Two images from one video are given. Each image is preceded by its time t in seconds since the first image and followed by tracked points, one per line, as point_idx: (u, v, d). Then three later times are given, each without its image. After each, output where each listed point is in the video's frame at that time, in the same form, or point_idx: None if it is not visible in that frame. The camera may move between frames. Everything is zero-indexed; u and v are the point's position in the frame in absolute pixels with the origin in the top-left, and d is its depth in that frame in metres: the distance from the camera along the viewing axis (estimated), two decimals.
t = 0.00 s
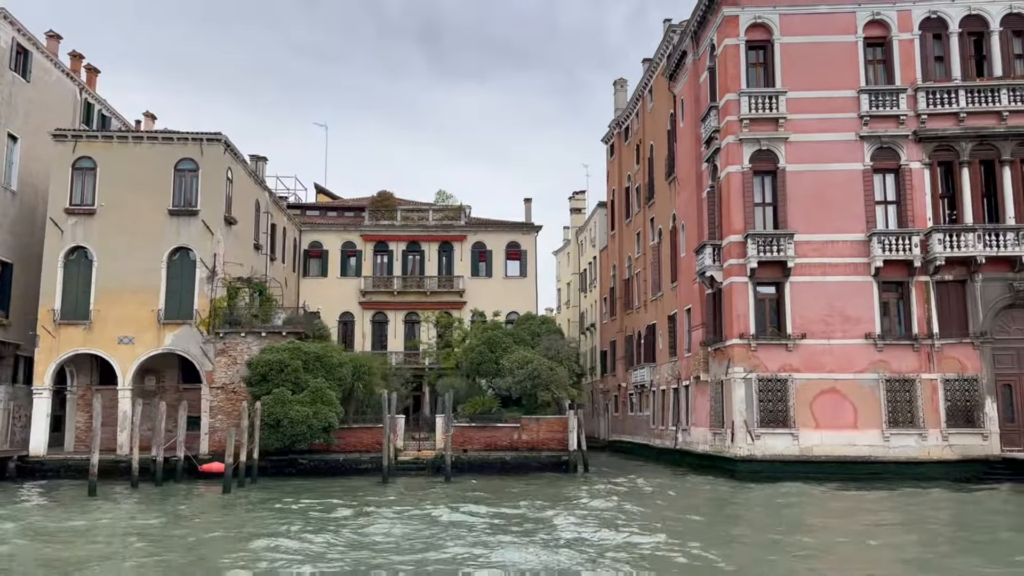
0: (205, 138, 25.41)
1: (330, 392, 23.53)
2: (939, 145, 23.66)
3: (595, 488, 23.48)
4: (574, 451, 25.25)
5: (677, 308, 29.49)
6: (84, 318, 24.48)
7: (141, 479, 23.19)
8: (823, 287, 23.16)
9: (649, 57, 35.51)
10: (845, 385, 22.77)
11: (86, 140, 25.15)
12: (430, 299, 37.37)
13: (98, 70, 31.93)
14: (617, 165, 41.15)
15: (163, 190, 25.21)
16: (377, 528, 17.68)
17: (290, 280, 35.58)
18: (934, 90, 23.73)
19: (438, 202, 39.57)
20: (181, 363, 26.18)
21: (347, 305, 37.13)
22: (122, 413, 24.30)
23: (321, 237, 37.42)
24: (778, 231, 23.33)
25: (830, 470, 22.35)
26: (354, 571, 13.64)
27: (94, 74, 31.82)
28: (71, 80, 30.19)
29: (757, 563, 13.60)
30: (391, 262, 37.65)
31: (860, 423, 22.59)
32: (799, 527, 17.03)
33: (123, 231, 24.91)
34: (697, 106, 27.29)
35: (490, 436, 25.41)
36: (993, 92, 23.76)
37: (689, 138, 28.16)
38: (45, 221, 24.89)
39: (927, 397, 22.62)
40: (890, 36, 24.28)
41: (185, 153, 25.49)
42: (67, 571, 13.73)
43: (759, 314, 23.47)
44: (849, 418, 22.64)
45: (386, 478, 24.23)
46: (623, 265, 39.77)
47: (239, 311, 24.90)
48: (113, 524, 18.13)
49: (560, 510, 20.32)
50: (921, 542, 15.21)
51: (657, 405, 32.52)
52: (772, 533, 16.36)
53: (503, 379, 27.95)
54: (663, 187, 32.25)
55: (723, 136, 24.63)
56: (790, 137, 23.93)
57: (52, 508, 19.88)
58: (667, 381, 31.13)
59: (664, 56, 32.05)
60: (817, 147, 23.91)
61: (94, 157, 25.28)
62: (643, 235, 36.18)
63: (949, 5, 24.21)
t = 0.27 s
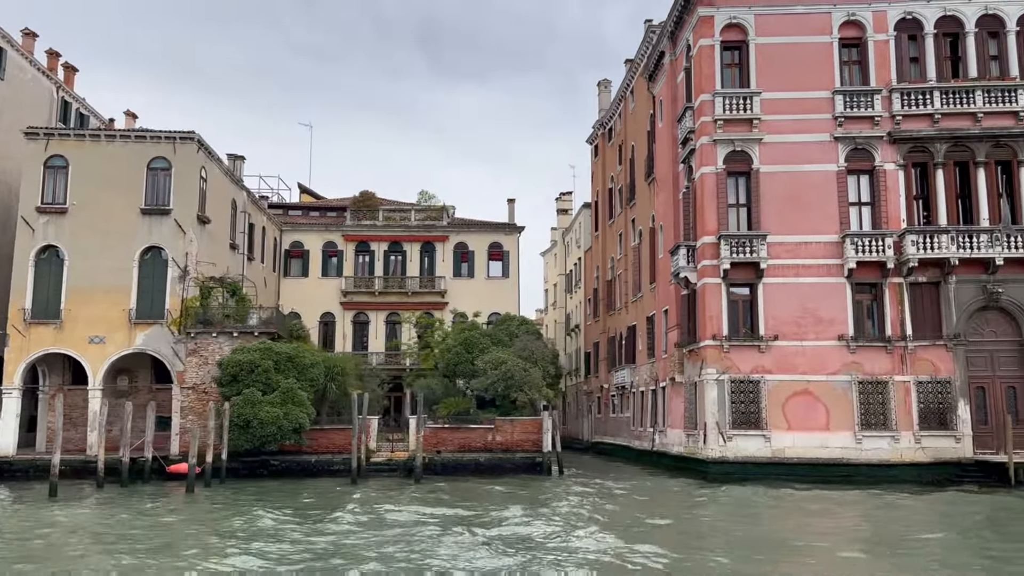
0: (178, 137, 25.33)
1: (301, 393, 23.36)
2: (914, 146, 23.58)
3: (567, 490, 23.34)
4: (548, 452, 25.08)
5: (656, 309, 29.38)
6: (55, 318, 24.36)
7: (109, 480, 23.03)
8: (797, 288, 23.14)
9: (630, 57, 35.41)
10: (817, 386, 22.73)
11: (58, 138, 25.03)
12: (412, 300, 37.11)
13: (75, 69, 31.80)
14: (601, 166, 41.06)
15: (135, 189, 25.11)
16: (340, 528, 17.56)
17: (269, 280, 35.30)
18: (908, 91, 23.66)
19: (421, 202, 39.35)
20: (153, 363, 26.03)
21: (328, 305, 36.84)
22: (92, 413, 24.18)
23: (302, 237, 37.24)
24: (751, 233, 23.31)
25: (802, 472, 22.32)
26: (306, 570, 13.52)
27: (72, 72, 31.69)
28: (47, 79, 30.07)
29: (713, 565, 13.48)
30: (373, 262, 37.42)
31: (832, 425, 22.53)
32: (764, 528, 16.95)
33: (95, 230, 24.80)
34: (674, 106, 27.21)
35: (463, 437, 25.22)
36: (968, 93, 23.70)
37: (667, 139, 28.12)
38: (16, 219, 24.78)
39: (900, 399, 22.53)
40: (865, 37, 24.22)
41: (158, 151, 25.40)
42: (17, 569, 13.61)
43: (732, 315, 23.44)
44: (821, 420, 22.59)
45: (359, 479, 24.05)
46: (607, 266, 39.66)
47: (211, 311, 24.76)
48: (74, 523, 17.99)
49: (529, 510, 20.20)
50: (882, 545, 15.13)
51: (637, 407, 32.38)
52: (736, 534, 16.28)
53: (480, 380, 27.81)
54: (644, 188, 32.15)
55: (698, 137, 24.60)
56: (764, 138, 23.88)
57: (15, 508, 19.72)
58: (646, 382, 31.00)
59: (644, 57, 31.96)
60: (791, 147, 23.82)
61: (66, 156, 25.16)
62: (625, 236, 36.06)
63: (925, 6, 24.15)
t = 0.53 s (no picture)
0: (150, 135, 25.25)
1: (270, 394, 23.20)
2: (887, 147, 23.51)
3: (538, 491, 23.22)
4: (521, 453, 24.90)
5: (633, 310, 29.26)
6: (24, 317, 24.29)
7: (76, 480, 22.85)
8: (768, 289, 23.16)
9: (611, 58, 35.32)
10: (788, 388, 22.67)
11: (29, 136, 25.00)
12: (392, 300, 36.91)
13: (52, 67, 31.70)
14: (584, 167, 40.96)
15: (106, 187, 25.01)
16: (300, 528, 17.43)
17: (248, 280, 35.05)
18: (882, 91, 23.60)
19: (403, 202, 39.12)
20: (125, 363, 25.87)
21: (307, 304, 36.60)
22: (61, 413, 24.06)
23: (282, 237, 36.97)
24: (723, 234, 23.31)
25: (772, 474, 22.28)
26: (254, 570, 13.41)
27: (48, 69, 31.53)
28: (23, 77, 29.97)
29: (665, 567, 13.38)
30: (353, 261, 37.19)
31: (803, 426, 22.44)
32: (727, 530, 16.84)
33: (65, 229, 24.72)
34: (651, 106, 27.12)
35: (436, 439, 24.98)
36: (942, 94, 23.66)
37: (644, 140, 28.09)
38: None
39: (872, 401, 22.44)
40: (840, 37, 24.15)
41: (129, 149, 25.32)
42: None
43: (704, 316, 23.37)
44: (792, 421, 22.51)
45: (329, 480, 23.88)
46: (589, 267, 39.55)
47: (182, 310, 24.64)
48: (32, 522, 17.86)
49: (497, 511, 20.08)
50: (841, 548, 15.03)
51: (616, 408, 32.27)
52: (696, 536, 16.18)
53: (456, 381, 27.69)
54: (623, 189, 32.08)
55: (672, 137, 24.57)
56: (737, 138, 23.84)
57: None
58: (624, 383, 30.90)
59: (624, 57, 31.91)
60: (764, 148, 23.79)
61: (37, 154, 25.11)
62: (606, 237, 35.96)
63: (899, 7, 24.11)
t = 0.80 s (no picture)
0: (121, 134, 25.09)
1: (239, 394, 23.04)
2: (860, 148, 23.45)
3: (508, 492, 23.10)
4: (494, 454, 24.72)
5: (610, 311, 29.15)
6: None
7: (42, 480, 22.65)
8: (740, 290, 23.09)
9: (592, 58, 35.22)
10: (759, 389, 22.61)
11: None
12: (372, 300, 36.75)
13: (28, 65, 31.56)
14: (567, 168, 40.85)
15: (76, 186, 24.88)
16: (261, 527, 17.32)
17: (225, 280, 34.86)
18: (855, 92, 23.54)
19: (384, 202, 38.93)
20: (96, 363, 25.70)
21: (286, 304, 36.42)
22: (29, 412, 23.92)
23: (262, 237, 36.77)
24: (695, 234, 23.26)
25: (743, 475, 22.19)
26: (203, 569, 13.30)
27: (23, 67, 31.33)
28: None
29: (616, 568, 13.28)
30: (333, 261, 37.00)
31: (774, 428, 22.37)
32: (687, 532, 16.74)
33: (34, 227, 24.63)
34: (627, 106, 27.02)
35: (408, 439, 24.69)
36: (915, 95, 23.58)
37: (620, 140, 28.01)
38: None
39: (842, 403, 22.37)
40: (813, 37, 24.09)
41: (100, 148, 25.15)
42: None
43: (676, 317, 23.32)
44: (762, 422, 22.45)
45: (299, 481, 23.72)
46: (570, 268, 39.45)
47: (152, 309, 24.50)
48: None
49: (462, 511, 19.95)
50: (797, 551, 14.95)
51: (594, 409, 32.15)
52: (655, 537, 16.08)
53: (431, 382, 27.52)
54: (601, 189, 31.98)
55: (645, 138, 24.52)
56: (710, 139, 23.78)
57: None
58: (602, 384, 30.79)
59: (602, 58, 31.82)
60: (736, 149, 23.75)
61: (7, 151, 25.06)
62: (586, 237, 35.86)
63: (873, 7, 24.04)
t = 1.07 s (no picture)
0: (91, 132, 24.90)
1: (207, 394, 22.88)
2: (833, 149, 23.36)
3: (479, 494, 22.98)
4: (466, 456, 24.59)
5: (586, 312, 29.01)
6: None
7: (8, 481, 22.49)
8: (712, 291, 23.04)
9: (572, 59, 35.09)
10: (730, 390, 22.55)
11: None
12: (352, 301, 36.50)
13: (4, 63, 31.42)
14: (549, 168, 40.71)
15: (45, 184, 24.73)
16: (220, 528, 17.20)
17: (203, 280, 34.66)
18: (827, 93, 23.46)
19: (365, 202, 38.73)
20: (66, 363, 25.55)
21: (264, 305, 36.21)
22: None
23: (240, 237, 36.62)
24: (667, 235, 23.18)
25: (712, 477, 22.11)
26: (150, 570, 13.21)
27: None
28: None
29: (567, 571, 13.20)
30: (312, 262, 36.74)
31: (744, 429, 22.31)
32: (648, 535, 16.66)
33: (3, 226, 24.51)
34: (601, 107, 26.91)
35: (380, 441, 24.50)
36: (888, 96, 23.47)
37: (596, 140, 27.94)
38: None
39: (813, 404, 22.30)
40: (787, 38, 24.00)
41: (70, 146, 24.97)
42: None
43: (647, 318, 23.26)
44: (733, 424, 22.37)
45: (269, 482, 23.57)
46: (552, 269, 39.31)
47: (122, 309, 24.33)
48: None
49: (428, 513, 19.83)
50: (753, 554, 14.88)
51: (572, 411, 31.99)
52: (614, 539, 16.00)
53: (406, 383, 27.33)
54: (580, 190, 31.88)
55: (618, 138, 24.44)
56: (682, 140, 23.71)
57: None
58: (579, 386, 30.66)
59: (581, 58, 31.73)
60: (709, 150, 23.71)
61: None
62: (567, 238, 35.72)
63: (846, 7, 23.95)
